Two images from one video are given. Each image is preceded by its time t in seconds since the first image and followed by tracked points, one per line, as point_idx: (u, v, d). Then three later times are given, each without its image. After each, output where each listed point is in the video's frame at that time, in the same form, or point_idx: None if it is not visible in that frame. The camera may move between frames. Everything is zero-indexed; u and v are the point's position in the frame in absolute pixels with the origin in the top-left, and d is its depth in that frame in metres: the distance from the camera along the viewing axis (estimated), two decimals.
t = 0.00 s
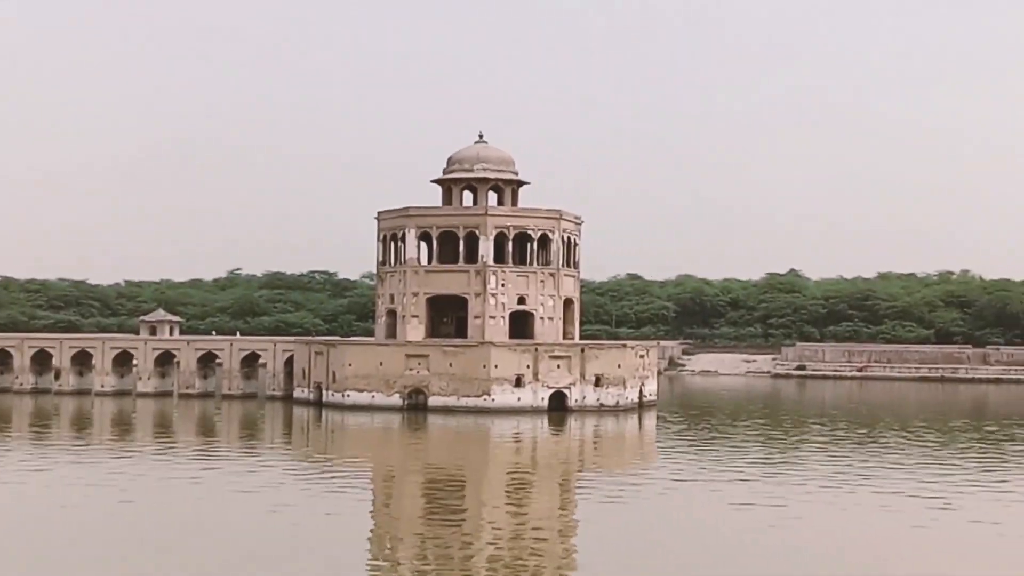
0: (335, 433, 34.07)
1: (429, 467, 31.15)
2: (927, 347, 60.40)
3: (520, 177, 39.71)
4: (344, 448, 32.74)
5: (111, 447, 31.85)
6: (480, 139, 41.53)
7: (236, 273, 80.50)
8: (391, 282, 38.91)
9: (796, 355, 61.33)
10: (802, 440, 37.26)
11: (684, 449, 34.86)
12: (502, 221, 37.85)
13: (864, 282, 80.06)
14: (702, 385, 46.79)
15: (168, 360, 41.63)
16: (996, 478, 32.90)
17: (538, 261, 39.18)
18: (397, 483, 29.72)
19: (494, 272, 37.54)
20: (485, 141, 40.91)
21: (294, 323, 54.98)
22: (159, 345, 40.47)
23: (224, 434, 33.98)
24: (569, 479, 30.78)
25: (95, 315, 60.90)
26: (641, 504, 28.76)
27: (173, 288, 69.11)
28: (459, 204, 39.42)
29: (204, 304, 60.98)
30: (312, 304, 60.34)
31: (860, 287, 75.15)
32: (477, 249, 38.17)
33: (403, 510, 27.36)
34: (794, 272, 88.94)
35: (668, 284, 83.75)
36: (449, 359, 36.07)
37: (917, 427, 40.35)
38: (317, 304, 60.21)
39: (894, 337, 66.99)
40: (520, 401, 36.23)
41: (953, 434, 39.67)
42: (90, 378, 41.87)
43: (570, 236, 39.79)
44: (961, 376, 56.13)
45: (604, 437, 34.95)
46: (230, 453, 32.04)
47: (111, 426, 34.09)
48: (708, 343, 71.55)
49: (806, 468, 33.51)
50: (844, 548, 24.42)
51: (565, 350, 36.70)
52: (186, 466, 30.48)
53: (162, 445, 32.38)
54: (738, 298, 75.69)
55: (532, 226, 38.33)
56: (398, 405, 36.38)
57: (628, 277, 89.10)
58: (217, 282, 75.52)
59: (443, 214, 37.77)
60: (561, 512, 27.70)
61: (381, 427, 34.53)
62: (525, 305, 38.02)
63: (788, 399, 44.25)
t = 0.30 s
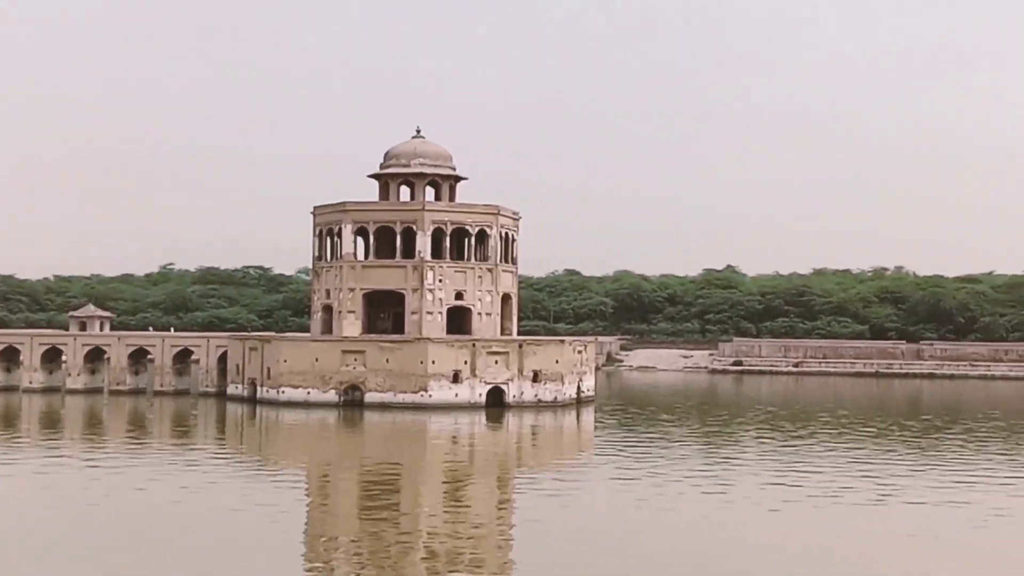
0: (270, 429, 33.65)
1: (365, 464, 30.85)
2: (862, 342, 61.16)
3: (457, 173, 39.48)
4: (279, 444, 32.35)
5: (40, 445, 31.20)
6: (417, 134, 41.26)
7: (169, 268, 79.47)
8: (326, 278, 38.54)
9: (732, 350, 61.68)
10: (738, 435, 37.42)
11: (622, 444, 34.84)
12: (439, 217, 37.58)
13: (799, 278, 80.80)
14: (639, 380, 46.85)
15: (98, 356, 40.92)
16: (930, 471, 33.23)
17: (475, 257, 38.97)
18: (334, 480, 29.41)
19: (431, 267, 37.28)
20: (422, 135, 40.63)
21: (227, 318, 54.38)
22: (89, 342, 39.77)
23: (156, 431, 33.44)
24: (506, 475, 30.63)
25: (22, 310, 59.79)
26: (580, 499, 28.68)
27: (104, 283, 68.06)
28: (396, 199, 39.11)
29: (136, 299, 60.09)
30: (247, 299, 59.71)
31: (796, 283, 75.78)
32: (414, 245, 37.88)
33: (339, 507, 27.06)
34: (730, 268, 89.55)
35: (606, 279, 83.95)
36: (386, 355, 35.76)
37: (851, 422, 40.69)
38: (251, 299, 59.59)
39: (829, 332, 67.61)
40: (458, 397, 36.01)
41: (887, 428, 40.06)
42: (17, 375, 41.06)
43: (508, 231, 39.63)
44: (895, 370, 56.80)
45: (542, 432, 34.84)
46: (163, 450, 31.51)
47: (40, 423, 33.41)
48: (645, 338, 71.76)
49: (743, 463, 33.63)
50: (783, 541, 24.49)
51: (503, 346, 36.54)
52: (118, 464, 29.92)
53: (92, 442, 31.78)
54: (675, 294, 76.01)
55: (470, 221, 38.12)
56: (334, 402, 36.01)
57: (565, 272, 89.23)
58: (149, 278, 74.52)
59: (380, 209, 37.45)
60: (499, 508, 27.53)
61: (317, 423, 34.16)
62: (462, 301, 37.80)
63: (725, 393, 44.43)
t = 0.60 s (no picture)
0: (212, 426, 33.09)
1: (309, 461, 30.38)
2: (809, 338, 61.38)
3: (404, 167, 39.04)
4: (220, 441, 31.80)
5: None
6: (363, 127, 40.79)
7: (109, 263, 78.32)
8: (270, 272, 38.00)
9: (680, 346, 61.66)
10: (686, 431, 37.31)
11: (569, 440, 34.58)
12: (385, 212, 37.15)
13: (747, 274, 81.05)
14: (587, 377, 46.66)
15: (35, 352, 40.10)
16: (876, 467, 33.25)
17: (422, 252, 38.56)
18: (277, 477, 28.92)
19: (377, 262, 36.85)
20: (368, 129, 40.18)
21: (169, 314, 53.67)
22: (25, 337, 38.96)
23: (94, 427, 32.77)
24: (452, 471, 30.26)
25: None
26: (526, 495, 28.38)
27: (42, 277, 66.92)
28: (341, 193, 38.64)
29: (74, 294, 59.10)
30: (188, 294, 58.95)
31: (743, 280, 76.00)
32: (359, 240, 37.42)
33: (281, 505, 26.57)
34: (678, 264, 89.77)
35: (554, 275, 83.81)
36: (331, 351, 35.29)
37: (798, 418, 40.71)
38: (193, 295, 58.81)
39: (776, 328, 67.83)
40: (404, 394, 35.60)
41: (833, 424, 40.12)
42: None
43: (455, 227, 39.27)
44: (842, 367, 57.03)
45: (489, 428, 34.53)
46: (101, 447, 30.86)
47: None
48: (593, 333, 71.61)
49: (691, 459, 33.48)
50: (732, 536, 24.32)
51: (449, 342, 36.16)
52: (54, 462, 29.25)
53: (28, 440, 31.06)
54: (623, 290, 75.95)
55: (417, 216, 37.71)
56: (277, 398, 35.49)
57: (513, 269, 88.99)
58: (89, 272, 73.37)
59: (325, 203, 36.95)
60: (445, 505, 27.16)
61: (260, 420, 33.62)
62: (409, 297, 37.38)
63: (672, 390, 44.33)
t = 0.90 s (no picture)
0: (148, 422, 32.41)
1: (248, 458, 29.79)
2: (754, 335, 61.51)
3: (346, 161, 38.54)
4: (157, 437, 31.14)
5: None
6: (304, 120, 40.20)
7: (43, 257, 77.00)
8: (209, 267, 37.33)
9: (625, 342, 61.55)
10: (630, 426, 37.11)
11: (513, 436, 34.27)
12: (328, 205, 36.60)
13: (691, 271, 81.22)
14: (531, 372, 46.37)
15: None
16: (820, 462, 33.23)
17: (365, 246, 38.08)
18: (215, 474, 28.32)
19: (318, 257, 36.29)
20: (309, 122, 39.60)
21: (105, 309, 52.87)
22: None
23: (26, 424, 31.96)
24: (395, 468, 29.83)
25: None
26: (470, 491, 28.00)
27: None
28: (282, 187, 38.04)
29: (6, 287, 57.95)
30: (124, 288, 58.01)
31: (689, 276, 76.11)
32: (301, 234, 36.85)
33: (219, 502, 25.99)
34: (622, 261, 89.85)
35: (498, 271, 83.50)
36: (271, 347, 34.70)
37: (742, 413, 40.70)
38: (129, 289, 57.87)
39: (721, 325, 67.93)
40: (346, 389, 35.12)
41: (778, 420, 40.13)
42: None
43: (398, 221, 38.80)
44: (786, 363, 57.18)
45: (432, 425, 34.12)
46: (33, 445, 30.09)
47: None
48: (538, 329, 71.36)
49: (635, 454, 33.28)
50: (680, 532, 24.06)
51: (392, 338, 35.70)
52: None
53: None
54: (567, 286, 75.79)
55: (359, 211, 37.20)
56: (216, 394, 34.85)
57: (456, 264, 88.61)
58: (21, 265, 71.99)
59: (265, 197, 36.34)
60: (388, 502, 26.71)
61: (198, 416, 32.98)
62: (351, 292, 36.88)
63: (617, 385, 44.17)
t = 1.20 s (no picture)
0: (87, 419, 31.84)
1: (191, 455, 29.31)
2: (700, 332, 61.65)
3: (292, 155, 38.03)
4: (97, 434, 30.57)
5: None
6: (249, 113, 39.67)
7: None
8: (151, 261, 36.77)
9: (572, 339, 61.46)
10: (578, 423, 36.98)
11: (460, 433, 33.98)
12: (273, 200, 36.12)
13: (639, 268, 81.32)
14: (479, 369, 46.13)
15: None
16: (768, 460, 33.26)
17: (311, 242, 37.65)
18: (156, 471, 27.85)
19: (263, 252, 35.81)
20: (255, 115, 39.08)
21: (43, 304, 52.06)
22: None
23: None
24: (340, 465, 29.43)
25: None
26: (416, 489, 27.68)
27: None
28: (226, 180, 37.54)
29: None
30: (64, 283, 57.12)
31: (636, 273, 76.21)
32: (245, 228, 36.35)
33: (160, 500, 25.53)
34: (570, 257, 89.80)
35: (446, 267, 83.19)
36: (214, 343, 34.22)
37: (690, 410, 40.67)
38: (69, 283, 57.03)
39: (669, 322, 68.06)
40: (291, 386, 34.67)
41: (725, 416, 40.14)
42: None
43: (344, 216, 38.38)
44: (733, 360, 57.35)
45: (378, 421, 33.78)
46: None
47: None
48: (485, 325, 71.07)
49: (583, 452, 33.13)
50: (628, 529, 23.85)
51: (338, 334, 35.32)
52: None
53: None
54: (515, 282, 75.63)
55: (305, 206, 36.75)
56: (157, 391, 34.30)
57: (403, 260, 88.20)
58: None
59: (209, 191, 35.81)
60: (332, 500, 26.30)
61: (139, 412, 32.44)
62: (296, 287, 36.44)
63: (565, 382, 44.01)
